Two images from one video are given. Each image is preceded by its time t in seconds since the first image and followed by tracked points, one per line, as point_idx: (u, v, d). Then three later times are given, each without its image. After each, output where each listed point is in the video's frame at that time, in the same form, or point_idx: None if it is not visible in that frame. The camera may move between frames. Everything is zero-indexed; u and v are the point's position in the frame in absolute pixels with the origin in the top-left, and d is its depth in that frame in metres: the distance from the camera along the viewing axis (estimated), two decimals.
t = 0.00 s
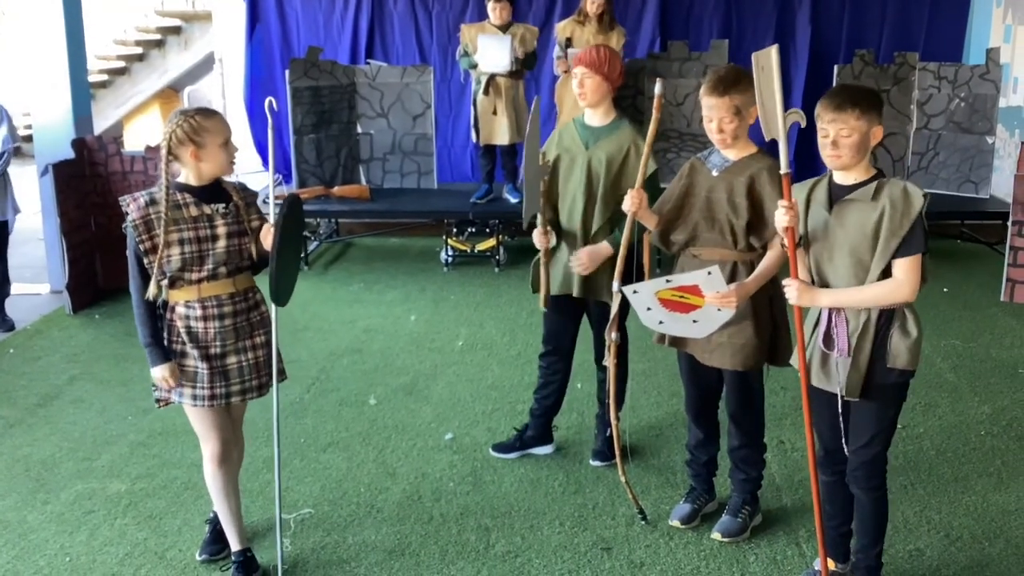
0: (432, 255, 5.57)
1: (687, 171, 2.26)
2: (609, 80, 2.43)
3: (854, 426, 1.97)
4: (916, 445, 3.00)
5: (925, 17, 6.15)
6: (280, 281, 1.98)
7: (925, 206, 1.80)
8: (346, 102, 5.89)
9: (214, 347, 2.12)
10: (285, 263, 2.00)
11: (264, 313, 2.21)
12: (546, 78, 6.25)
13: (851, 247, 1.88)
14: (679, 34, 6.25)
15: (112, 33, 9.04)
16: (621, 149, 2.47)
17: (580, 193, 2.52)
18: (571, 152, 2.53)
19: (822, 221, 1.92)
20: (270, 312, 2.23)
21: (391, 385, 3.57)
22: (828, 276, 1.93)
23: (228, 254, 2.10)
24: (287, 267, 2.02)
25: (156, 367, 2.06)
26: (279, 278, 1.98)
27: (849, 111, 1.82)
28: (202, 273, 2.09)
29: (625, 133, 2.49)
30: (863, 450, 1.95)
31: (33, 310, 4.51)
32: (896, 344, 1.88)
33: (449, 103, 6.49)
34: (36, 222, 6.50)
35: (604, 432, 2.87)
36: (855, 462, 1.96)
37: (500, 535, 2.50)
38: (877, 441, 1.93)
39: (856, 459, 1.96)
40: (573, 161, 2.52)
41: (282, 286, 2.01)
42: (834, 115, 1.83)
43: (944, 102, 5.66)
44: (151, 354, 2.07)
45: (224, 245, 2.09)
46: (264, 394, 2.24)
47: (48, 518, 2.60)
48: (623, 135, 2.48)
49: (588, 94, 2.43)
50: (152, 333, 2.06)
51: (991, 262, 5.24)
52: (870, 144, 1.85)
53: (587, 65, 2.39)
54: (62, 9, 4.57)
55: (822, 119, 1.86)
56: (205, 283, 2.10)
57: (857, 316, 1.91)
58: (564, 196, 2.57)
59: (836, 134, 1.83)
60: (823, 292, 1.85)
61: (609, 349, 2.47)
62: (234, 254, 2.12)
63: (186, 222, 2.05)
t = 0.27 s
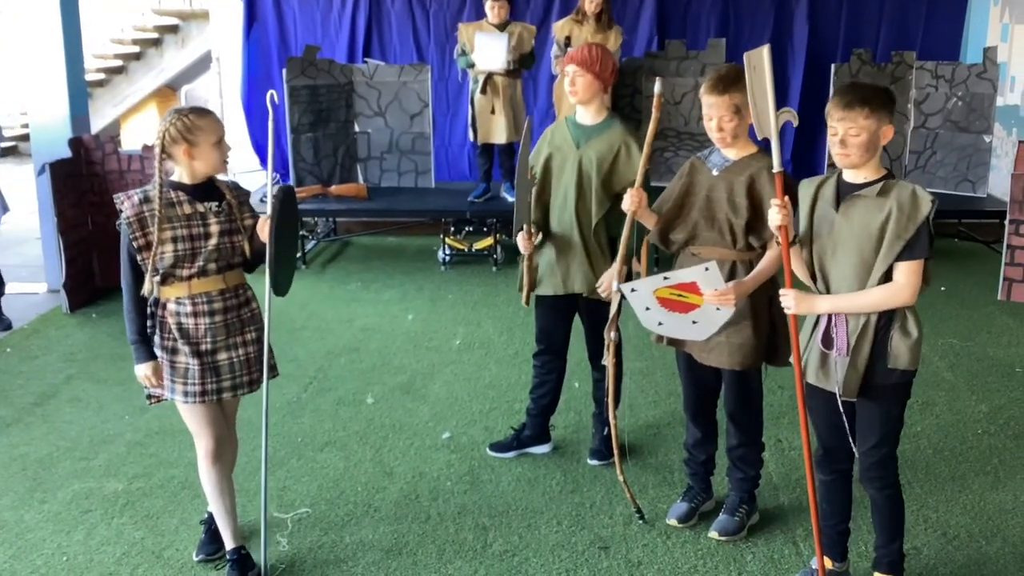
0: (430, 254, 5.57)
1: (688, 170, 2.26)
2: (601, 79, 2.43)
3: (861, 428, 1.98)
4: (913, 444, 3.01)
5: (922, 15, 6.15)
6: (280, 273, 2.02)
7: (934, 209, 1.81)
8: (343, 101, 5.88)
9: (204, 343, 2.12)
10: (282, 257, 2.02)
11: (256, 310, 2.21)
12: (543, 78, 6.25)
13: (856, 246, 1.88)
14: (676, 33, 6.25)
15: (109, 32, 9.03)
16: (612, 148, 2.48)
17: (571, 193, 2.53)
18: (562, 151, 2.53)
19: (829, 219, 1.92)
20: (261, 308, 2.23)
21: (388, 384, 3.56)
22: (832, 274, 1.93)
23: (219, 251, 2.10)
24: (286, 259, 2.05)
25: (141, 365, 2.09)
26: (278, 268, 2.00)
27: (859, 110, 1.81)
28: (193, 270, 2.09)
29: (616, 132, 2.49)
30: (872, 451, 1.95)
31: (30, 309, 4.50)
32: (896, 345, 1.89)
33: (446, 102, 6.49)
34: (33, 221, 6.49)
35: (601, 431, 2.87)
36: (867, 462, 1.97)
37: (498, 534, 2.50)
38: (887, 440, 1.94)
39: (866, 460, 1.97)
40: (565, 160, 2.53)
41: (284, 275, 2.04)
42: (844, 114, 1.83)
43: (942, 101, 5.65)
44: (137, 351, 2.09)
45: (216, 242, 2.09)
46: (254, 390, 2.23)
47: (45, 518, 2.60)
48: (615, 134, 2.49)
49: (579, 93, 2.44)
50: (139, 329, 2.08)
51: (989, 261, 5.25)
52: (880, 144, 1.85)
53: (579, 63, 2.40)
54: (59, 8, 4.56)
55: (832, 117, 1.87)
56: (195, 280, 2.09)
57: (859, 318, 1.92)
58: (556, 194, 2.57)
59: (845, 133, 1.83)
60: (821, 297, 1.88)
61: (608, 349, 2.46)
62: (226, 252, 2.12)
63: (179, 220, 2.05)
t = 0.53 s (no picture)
0: (428, 253, 5.57)
1: (688, 170, 2.26)
2: (598, 78, 2.43)
3: (867, 428, 2.00)
4: (911, 443, 3.01)
5: (919, 14, 6.15)
6: (280, 265, 2.02)
7: (951, 217, 1.79)
8: (341, 100, 5.88)
9: (198, 338, 2.13)
10: (281, 251, 2.03)
11: (250, 305, 2.22)
12: (541, 77, 6.25)
13: (867, 248, 1.88)
14: (674, 32, 6.26)
15: (107, 31, 9.02)
16: (608, 147, 2.47)
17: (567, 192, 2.53)
18: (559, 150, 2.53)
19: (844, 219, 1.93)
20: (255, 304, 2.24)
21: (386, 384, 3.56)
22: (843, 274, 1.94)
23: (215, 248, 2.10)
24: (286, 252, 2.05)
25: (141, 359, 2.09)
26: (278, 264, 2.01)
27: (880, 111, 1.82)
28: (188, 266, 2.09)
29: (612, 132, 2.49)
30: (880, 450, 1.97)
31: (27, 309, 4.50)
32: (903, 348, 1.90)
33: (444, 101, 6.49)
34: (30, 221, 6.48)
35: (599, 430, 2.87)
36: (875, 461, 1.98)
37: (496, 533, 2.50)
38: (894, 440, 1.95)
39: (874, 459, 1.98)
40: (561, 159, 2.53)
41: (286, 269, 2.06)
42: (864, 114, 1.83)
43: (939, 100, 5.66)
44: (137, 346, 2.09)
45: (213, 240, 2.09)
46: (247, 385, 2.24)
47: (42, 518, 2.59)
48: (611, 133, 2.48)
49: (576, 92, 2.43)
50: (138, 324, 2.08)
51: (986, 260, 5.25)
52: (900, 145, 1.85)
53: (576, 61, 2.40)
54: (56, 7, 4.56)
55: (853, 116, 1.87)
56: (190, 275, 2.10)
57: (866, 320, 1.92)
58: (553, 194, 2.57)
59: (864, 132, 1.84)
60: (831, 305, 1.88)
61: (608, 349, 2.46)
62: (222, 248, 2.12)
63: (177, 217, 2.05)
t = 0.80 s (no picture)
0: (425, 253, 5.57)
1: (688, 169, 2.26)
2: (597, 78, 2.43)
3: (871, 427, 2.00)
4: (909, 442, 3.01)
5: (917, 14, 6.15)
6: (275, 267, 2.03)
7: (971, 228, 1.79)
8: (338, 100, 5.87)
9: (192, 333, 2.14)
10: (276, 253, 2.03)
11: (246, 303, 2.22)
12: (539, 77, 6.25)
13: (882, 251, 1.88)
14: (672, 32, 6.26)
15: (104, 31, 9.01)
16: (607, 147, 2.47)
17: (567, 192, 2.53)
18: (558, 150, 2.53)
19: (861, 221, 1.92)
20: (251, 302, 2.23)
21: (384, 384, 3.56)
22: (854, 275, 1.95)
23: (213, 245, 2.11)
24: (281, 254, 2.05)
25: (141, 352, 2.07)
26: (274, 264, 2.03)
27: (897, 117, 1.80)
28: (185, 261, 2.10)
29: (611, 132, 2.48)
30: (884, 450, 1.97)
31: (25, 309, 4.49)
32: (911, 350, 1.90)
33: (442, 101, 6.49)
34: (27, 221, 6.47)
35: (597, 430, 2.87)
36: (878, 461, 1.99)
37: (495, 533, 2.50)
38: (897, 441, 1.96)
39: (877, 458, 1.99)
40: (560, 160, 2.53)
41: (279, 270, 2.07)
42: (883, 118, 1.82)
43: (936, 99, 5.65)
44: (136, 339, 2.07)
45: (211, 237, 2.10)
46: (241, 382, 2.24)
47: (40, 518, 2.59)
48: (609, 133, 2.48)
49: (575, 91, 2.43)
50: (138, 317, 2.06)
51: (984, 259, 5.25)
52: (919, 150, 1.83)
53: (575, 61, 2.40)
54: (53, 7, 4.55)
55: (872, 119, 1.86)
56: (187, 270, 2.10)
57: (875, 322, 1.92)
58: (552, 195, 2.57)
59: (881, 138, 1.83)
60: (846, 310, 1.88)
61: (606, 348, 2.47)
62: (219, 245, 2.12)
63: (176, 213, 2.06)
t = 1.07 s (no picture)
0: (424, 253, 5.57)
1: (687, 169, 2.26)
2: (599, 78, 2.43)
3: (876, 427, 2.00)
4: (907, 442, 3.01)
5: (914, 13, 6.16)
6: (269, 267, 2.04)
7: (978, 238, 1.79)
8: (336, 100, 5.87)
9: (189, 332, 2.14)
10: (273, 253, 2.05)
11: (244, 304, 2.22)
12: (536, 77, 6.26)
13: (887, 257, 1.89)
14: (670, 32, 6.26)
15: (102, 32, 9.01)
16: (608, 148, 2.48)
17: (568, 192, 2.53)
18: (559, 150, 2.53)
19: (868, 227, 1.92)
20: (249, 303, 2.24)
21: (383, 384, 3.56)
22: (860, 279, 1.95)
23: (213, 245, 2.11)
24: (276, 254, 2.06)
25: (134, 350, 2.08)
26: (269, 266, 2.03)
27: (906, 125, 1.81)
28: (185, 261, 2.10)
29: (612, 132, 2.49)
30: (888, 450, 1.97)
31: (23, 310, 4.49)
32: (917, 352, 1.90)
33: (439, 101, 6.49)
34: (25, 222, 6.46)
35: (595, 429, 2.87)
36: (881, 460, 1.99)
37: (493, 533, 2.50)
38: (902, 440, 1.96)
39: (880, 458, 1.99)
40: (561, 159, 2.53)
41: (277, 272, 2.07)
42: (892, 126, 1.82)
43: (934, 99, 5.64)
44: (131, 336, 2.09)
45: (212, 237, 2.10)
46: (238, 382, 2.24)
47: (39, 519, 2.59)
48: (611, 133, 2.48)
49: (577, 91, 2.44)
50: (134, 314, 2.08)
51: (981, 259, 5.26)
52: (926, 158, 1.83)
53: (576, 61, 2.40)
54: (51, 8, 4.55)
55: (881, 126, 1.86)
56: (186, 270, 2.10)
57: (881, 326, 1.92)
58: (553, 194, 2.58)
59: (889, 146, 1.83)
60: (852, 312, 1.89)
61: (604, 347, 2.47)
62: (219, 245, 2.13)
63: (177, 213, 2.06)
